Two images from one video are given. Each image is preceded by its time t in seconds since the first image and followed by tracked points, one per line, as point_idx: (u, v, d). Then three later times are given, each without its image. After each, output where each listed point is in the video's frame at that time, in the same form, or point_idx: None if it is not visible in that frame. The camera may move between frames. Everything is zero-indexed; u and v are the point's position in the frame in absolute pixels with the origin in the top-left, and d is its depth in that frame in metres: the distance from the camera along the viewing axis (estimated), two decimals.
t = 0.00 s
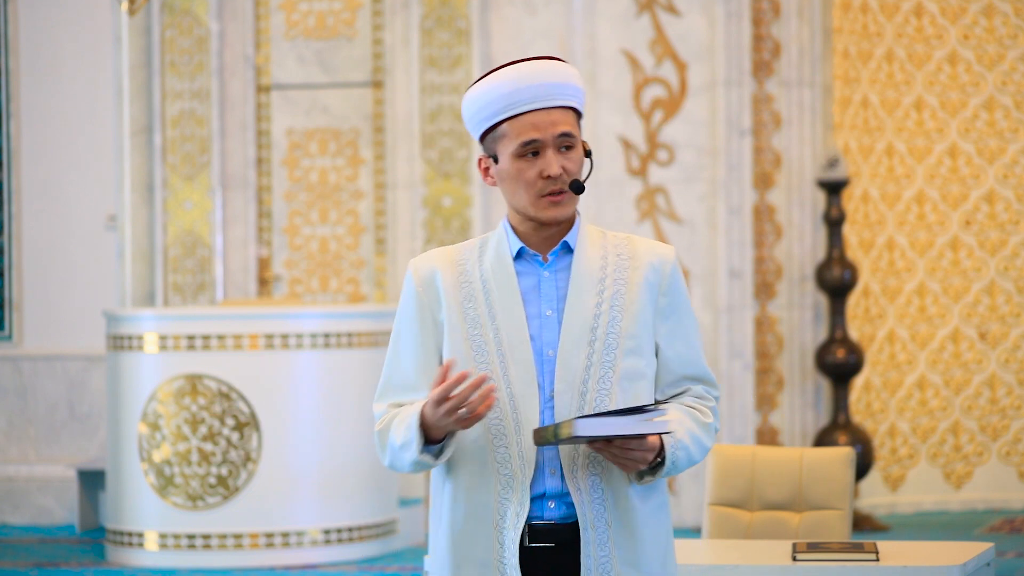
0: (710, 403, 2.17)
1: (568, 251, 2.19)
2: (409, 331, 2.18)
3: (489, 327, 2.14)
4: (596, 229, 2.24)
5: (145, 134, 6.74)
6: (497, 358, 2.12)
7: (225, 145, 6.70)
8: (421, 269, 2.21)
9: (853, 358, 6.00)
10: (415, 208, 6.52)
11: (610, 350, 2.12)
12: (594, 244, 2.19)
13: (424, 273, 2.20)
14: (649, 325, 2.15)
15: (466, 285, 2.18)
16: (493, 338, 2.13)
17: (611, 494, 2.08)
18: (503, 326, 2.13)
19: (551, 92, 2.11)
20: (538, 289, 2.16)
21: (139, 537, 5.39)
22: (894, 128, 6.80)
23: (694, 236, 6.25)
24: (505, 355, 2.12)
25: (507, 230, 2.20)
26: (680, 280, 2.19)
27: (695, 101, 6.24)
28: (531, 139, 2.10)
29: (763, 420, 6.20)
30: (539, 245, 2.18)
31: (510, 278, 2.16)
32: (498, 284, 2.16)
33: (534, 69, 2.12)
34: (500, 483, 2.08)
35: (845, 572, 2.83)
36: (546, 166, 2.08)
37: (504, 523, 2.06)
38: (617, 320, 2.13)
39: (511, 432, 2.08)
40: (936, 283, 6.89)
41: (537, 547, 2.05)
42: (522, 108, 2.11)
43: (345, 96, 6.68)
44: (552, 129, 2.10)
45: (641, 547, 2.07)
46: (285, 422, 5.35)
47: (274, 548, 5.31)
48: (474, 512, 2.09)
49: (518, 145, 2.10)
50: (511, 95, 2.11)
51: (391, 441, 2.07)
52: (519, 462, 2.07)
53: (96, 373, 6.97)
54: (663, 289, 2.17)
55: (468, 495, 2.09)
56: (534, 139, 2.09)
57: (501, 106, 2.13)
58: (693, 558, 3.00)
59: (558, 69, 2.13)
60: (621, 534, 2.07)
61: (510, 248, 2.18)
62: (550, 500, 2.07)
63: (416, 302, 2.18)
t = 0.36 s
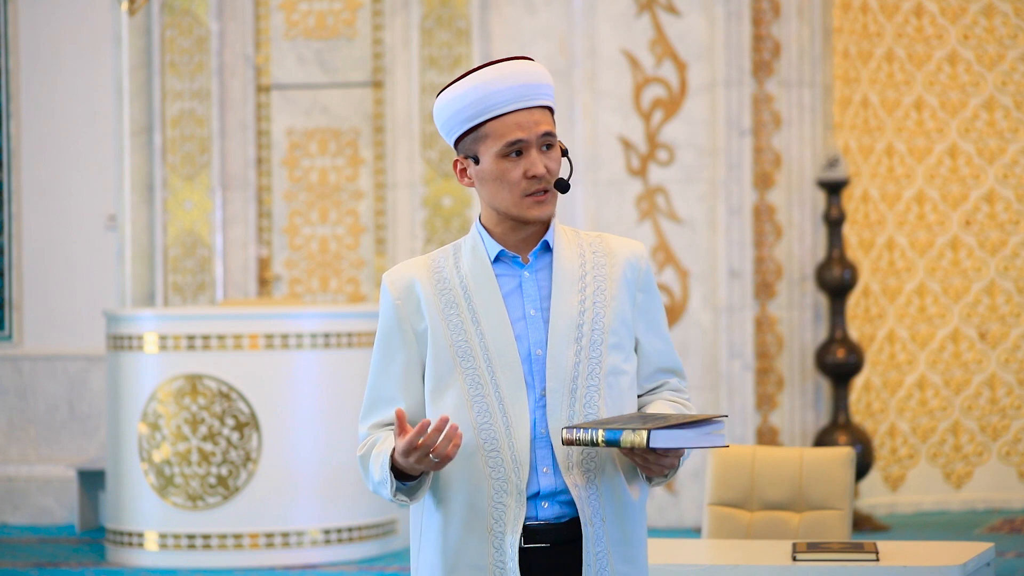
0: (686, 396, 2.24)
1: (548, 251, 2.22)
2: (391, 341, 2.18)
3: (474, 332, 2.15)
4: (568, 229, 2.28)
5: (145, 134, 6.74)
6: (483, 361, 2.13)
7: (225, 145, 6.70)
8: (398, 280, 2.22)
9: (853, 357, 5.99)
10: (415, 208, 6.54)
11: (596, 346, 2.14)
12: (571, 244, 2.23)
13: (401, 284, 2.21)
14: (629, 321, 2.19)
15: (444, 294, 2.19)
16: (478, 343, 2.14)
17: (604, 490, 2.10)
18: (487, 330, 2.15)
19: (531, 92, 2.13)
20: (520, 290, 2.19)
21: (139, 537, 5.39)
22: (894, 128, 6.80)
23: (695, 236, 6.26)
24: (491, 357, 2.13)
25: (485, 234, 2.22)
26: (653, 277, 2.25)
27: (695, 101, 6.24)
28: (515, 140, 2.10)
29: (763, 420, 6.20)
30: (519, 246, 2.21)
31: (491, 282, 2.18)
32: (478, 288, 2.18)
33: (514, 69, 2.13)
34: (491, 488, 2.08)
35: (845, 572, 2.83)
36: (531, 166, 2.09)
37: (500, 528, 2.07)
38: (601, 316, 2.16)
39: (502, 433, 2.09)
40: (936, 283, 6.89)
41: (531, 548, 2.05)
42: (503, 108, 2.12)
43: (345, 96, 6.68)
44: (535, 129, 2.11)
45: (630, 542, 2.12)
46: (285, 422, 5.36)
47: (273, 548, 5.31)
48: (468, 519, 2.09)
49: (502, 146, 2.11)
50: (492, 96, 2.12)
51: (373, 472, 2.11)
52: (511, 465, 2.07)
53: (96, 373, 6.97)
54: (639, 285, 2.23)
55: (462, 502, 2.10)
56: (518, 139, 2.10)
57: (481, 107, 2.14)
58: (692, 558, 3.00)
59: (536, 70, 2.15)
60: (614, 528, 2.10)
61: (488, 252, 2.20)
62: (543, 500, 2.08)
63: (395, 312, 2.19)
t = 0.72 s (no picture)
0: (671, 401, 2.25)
1: (541, 252, 2.23)
2: (386, 342, 2.18)
3: (469, 334, 2.15)
4: (561, 230, 2.28)
5: (145, 134, 6.74)
6: (478, 362, 2.13)
7: (225, 145, 6.70)
8: (393, 280, 2.21)
9: (853, 357, 5.99)
10: (415, 208, 6.54)
11: (590, 348, 2.15)
12: (564, 245, 2.23)
13: (396, 284, 2.21)
14: (622, 322, 2.19)
15: (439, 294, 2.19)
16: (473, 344, 2.14)
17: (600, 491, 2.10)
18: (482, 330, 2.15)
19: (530, 93, 2.13)
20: (514, 291, 2.19)
21: (139, 537, 5.39)
22: (894, 128, 6.80)
23: (695, 236, 6.26)
24: (486, 358, 2.13)
25: (480, 235, 2.22)
26: (645, 278, 2.25)
27: (695, 102, 6.24)
28: (515, 139, 2.10)
29: (763, 420, 6.20)
30: (514, 247, 2.21)
31: (486, 283, 2.18)
32: (473, 288, 2.18)
33: (512, 69, 2.13)
34: (487, 490, 2.09)
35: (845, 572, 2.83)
36: (530, 165, 2.09)
37: (494, 529, 2.07)
38: (594, 318, 2.16)
39: (497, 435, 2.09)
40: (936, 283, 6.89)
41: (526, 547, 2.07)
42: (502, 107, 2.12)
43: (346, 97, 6.68)
44: (534, 129, 2.11)
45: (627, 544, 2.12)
46: (285, 422, 5.36)
47: (273, 548, 5.31)
48: (463, 521, 2.09)
49: (500, 145, 2.11)
50: (491, 95, 2.12)
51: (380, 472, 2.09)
52: (507, 467, 2.08)
53: (96, 373, 6.97)
54: (632, 286, 2.22)
55: (458, 504, 2.10)
56: (517, 139, 2.10)
57: (479, 105, 2.13)
58: (692, 558, 3.00)
59: (534, 70, 2.15)
60: (610, 530, 2.10)
61: (483, 254, 2.21)
62: (538, 501, 2.09)
63: (390, 312, 2.19)
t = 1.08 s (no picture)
0: (676, 401, 2.23)
1: (541, 251, 2.22)
2: (385, 341, 2.18)
3: (467, 334, 2.15)
4: (564, 230, 2.27)
5: (145, 134, 6.74)
6: (476, 362, 2.13)
7: (225, 145, 6.70)
8: (392, 279, 2.21)
9: (853, 357, 5.99)
10: (415, 208, 6.54)
11: (588, 349, 2.14)
12: (564, 246, 2.22)
13: (396, 283, 2.21)
14: (622, 323, 2.19)
15: (438, 294, 2.19)
16: (470, 344, 2.14)
17: (596, 492, 2.10)
18: (480, 331, 2.15)
19: (531, 92, 2.13)
20: (513, 291, 2.19)
21: (139, 537, 5.39)
22: (894, 128, 6.80)
23: (695, 236, 6.26)
24: (484, 359, 2.13)
25: (481, 234, 2.22)
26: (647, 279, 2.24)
27: (695, 102, 6.24)
28: (515, 139, 2.10)
29: (763, 420, 6.20)
30: (514, 247, 2.20)
31: (485, 283, 2.18)
32: (472, 288, 2.18)
33: (513, 69, 2.13)
34: (482, 490, 2.09)
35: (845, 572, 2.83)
36: (529, 166, 2.09)
37: (489, 529, 2.08)
38: (593, 319, 2.16)
39: (494, 435, 2.10)
40: (936, 283, 6.90)
41: (523, 548, 2.06)
42: (503, 107, 2.12)
43: (345, 97, 6.68)
44: (535, 129, 2.11)
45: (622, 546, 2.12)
46: (285, 422, 5.36)
47: (273, 548, 5.31)
48: (458, 521, 2.10)
49: (500, 144, 2.11)
50: (492, 94, 2.12)
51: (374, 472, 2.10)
52: (502, 466, 2.08)
53: (96, 373, 6.97)
54: (633, 287, 2.21)
55: (453, 504, 2.10)
56: (517, 139, 2.10)
57: (481, 105, 2.13)
58: (692, 558, 3.00)
59: (535, 70, 2.15)
60: (606, 531, 2.10)
61: (483, 253, 2.21)
62: (534, 502, 2.09)
63: (389, 312, 2.19)
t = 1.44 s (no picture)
0: (683, 402, 2.21)
1: (544, 252, 2.22)
2: (389, 340, 2.19)
3: (469, 333, 2.15)
4: (569, 231, 2.27)
5: (145, 134, 6.74)
6: (477, 361, 2.13)
7: (225, 145, 6.70)
8: (397, 279, 2.22)
9: (853, 357, 5.99)
10: (415, 208, 6.55)
11: (590, 349, 2.14)
12: (568, 246, 2.22)
13: (399, 282, 2.22)
14: (626, 324, 2.18)
15: (441, 294, 2.19)
16: (471, 343, 2.15)
17: (594, 491, 2.09)
18: (481, 331, 2.15)
19: (530, 91, 2.13)
20: (515, 291, 2.19)
21: (139, 537, 5.38)
22: (894, 128, 6.80)
23: (695, 236, 6.26)
24: (485, 358, 2.13)
25: (483, 234, 2.22)
26: (652, 281, 2.23)
27: (696, 101, 6.24)
28: (511, 138, 2.10)
29: (763, 420, 6.20)
30: (516, 246, 2.20)
31: (487, 283, 2.18)
32: (474, 288, 2.18)
33: (510, 68, 2.13)
34: (482, 489, 2.09)
35: (845, 571, 2.83)
36: (525, 165, 2.09)
37: (488, 528, 2.08)
38: (595, 319, 2.16)
39: (494, 434, 2.10)
40: (936, 283, 6.90)
41: (523, 548, 2.05)
42: (500, 106, 2.12)
43: (345, 97, 6.68)
44: (531, 128, 2.11)
45: (622, 546, 2.11)
46: (285, 422, 5.36)
47: (273, 548, 5.31)
48: (458, 519, 2.10)
49: (497, 143, 2.11)
50: (489, 93, 2.13)
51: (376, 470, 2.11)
52: (501, 465, 2.08)
53: (96, 373, 6.97)
54: (638, 289, 2.21)
55: (453, 502, 2.10)
56: (513, 137, 2.10)
57: (479, 104, 2.14)
58: (692, 558, 2.99)
59: (534, 69, 2.15)
60: (606, 530, 2.10)
61: (486, 252, 2.20)
62: (534, 501, 2.08)
63: (392, 311, 2.20)
